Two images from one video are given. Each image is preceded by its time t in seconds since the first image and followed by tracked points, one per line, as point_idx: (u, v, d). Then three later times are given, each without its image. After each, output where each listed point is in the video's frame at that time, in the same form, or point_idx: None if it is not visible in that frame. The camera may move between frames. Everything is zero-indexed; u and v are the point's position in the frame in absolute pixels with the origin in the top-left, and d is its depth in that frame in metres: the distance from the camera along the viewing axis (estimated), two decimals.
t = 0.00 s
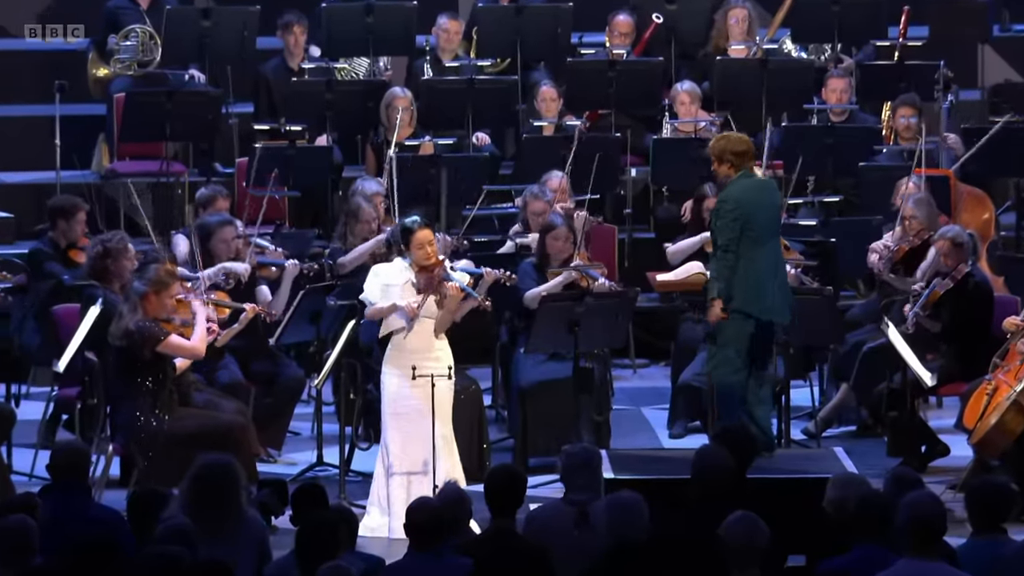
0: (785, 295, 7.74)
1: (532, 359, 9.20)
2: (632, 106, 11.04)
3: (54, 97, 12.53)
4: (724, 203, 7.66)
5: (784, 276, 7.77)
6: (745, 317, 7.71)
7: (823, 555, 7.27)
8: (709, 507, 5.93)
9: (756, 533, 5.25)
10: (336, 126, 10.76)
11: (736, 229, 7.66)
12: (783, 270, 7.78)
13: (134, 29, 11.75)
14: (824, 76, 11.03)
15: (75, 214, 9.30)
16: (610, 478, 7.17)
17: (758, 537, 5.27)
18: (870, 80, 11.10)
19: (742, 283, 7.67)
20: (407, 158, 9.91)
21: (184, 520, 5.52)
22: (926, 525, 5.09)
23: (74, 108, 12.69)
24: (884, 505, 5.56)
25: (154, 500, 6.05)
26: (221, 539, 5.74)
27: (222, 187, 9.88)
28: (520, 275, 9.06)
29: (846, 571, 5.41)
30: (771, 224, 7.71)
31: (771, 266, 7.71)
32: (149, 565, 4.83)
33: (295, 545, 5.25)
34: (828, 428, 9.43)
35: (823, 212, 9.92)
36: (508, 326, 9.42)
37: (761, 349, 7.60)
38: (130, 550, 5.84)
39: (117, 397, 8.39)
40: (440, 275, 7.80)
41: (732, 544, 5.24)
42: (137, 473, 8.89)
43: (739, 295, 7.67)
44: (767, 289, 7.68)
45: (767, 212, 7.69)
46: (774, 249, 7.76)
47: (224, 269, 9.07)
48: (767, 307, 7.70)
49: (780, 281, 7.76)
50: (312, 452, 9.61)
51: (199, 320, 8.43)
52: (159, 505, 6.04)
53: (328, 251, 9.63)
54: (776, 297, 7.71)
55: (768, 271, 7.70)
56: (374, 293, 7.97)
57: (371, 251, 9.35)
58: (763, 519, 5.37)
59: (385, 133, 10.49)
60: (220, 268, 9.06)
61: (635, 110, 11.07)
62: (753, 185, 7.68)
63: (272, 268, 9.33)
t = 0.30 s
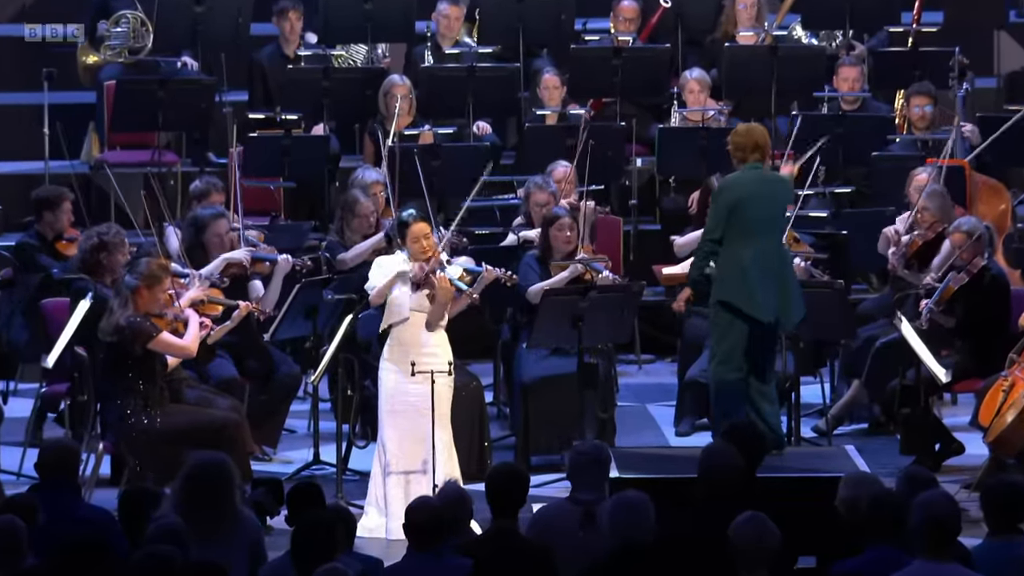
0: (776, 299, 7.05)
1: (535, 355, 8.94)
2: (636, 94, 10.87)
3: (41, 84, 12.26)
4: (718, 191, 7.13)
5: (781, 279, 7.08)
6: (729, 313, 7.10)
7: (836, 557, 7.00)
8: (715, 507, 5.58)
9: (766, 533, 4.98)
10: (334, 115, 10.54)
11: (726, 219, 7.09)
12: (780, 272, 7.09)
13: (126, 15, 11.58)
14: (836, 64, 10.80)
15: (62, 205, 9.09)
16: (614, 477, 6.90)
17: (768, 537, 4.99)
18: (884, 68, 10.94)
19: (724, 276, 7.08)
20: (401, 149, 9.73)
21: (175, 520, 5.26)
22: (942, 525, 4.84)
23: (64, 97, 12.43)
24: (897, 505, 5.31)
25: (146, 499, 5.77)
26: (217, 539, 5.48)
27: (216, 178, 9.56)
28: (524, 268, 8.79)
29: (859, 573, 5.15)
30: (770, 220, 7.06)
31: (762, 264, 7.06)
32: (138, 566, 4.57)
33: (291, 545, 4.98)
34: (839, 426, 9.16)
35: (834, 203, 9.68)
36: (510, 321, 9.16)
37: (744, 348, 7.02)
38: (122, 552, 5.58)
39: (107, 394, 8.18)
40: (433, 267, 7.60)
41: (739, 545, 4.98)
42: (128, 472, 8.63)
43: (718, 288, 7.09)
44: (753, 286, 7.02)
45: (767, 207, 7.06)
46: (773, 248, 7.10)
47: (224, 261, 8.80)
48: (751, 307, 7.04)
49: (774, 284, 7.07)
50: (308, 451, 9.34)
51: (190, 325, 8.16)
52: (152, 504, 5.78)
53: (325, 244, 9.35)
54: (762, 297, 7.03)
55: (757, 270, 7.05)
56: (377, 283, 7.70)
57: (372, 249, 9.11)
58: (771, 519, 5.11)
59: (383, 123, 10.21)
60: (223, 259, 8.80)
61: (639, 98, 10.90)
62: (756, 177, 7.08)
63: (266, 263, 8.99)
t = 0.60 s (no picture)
0: (770, 300, 6.80)
1: (538, 351, 8.68)
2: (643, 82, 10.64)
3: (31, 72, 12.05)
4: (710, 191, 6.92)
5: (775, 281, 6.82)
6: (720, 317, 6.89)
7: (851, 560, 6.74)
8: (724, 507, 5.33)
9: (776, 535, 4.71)
10: (330, 103, 10.49)
11: (718, 218, 6.87)
12: (775, 272, 6.82)
13: (116, 2, 11.35)
14: (849, 51, 10.57)
15: (51, 197, 8.85)
16: (620, 477, 6.66)
17: (778, 539, 4.72)
18: (898, 56, 10.70)
19: (714, 278, 6.87)
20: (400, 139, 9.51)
21: (167, 520, 5.00)
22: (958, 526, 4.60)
23: (55, 86, 12.22)
24: (913, 505, 5.07)
25: (140, 498, 5.50)
26: (212, 541, 5.23)
27: (211, 170, 9.24)
28: (526, 259, 8.52)
29: None
30: (763, 219, 6.81)
31: (755, 264, 6.81)
32: (129, 568, 4.34)
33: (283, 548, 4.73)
34: (852, 424, 8.89)
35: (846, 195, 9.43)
36: (512, 316, 8.88)
37: (738, 349, 6.79)
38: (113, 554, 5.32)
39: (98, 391, 7.90)
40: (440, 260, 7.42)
41: (746, 547, 4.72)
42: (119, 472, 8.36)
43: (707, 291, 6.88)
44: (745, 286, 6.79)
45: (760, 205, 6.81)
46: (768, 248, 6.83)
47: (221, 249, 8.55)
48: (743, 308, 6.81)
49: (769, 285, 6.81)
50: (305, 450, 9.07)
51: (188, 308, 7.94)
52: (145, 503, 5.51)
53: (323, 236, 9.11)
54: (752, 299, 6.79)
55: (749, 270, 6.81)
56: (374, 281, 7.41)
57: (372, 242, 8.89)
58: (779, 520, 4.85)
59: (382, 109, 10.10)
60: (219, 249, 8.54)
61: (646, 87, 10.67)
62: (748, 174, 6.83)
63: (263, 257, 8.79)
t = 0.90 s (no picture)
0: (769, 297, 6.76)
1: (541, 346, 8.43)
2: (649, 70, 10.43)
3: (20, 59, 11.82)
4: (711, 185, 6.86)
5: (775, 277, 6.78)
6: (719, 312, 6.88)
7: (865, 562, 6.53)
8: (726, 509, 5.19)
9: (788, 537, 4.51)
10: (328, 91, 10.36)
11: (718, 213, 6.82)
12: (776, 268, 6.79)
13: None
14: (861, 37, 10.36)
15: (38, 187, 8.60)
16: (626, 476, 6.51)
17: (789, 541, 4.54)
18: (911, 41, 10.48)
19: (713, 273, 6.85)
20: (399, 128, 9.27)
21: (160, 522, 4.77)
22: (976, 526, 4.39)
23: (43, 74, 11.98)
24: (931, 504, 4.84)
25: (131, 498, 5.24)
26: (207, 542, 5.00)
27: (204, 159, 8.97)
28: (528, 256, 8.27)
29: None
30: (764, 213, 6.75)
31: (755, 260, 6.77)
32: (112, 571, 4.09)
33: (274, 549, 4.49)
34: (864, 422, 8.63)
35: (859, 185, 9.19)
36: (515, 311, 8.61)
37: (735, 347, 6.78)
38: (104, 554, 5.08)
39: (89, 387, 7.62)
40: (441, 253, 7.09)
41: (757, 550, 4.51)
42: (110, 471, 8.10)
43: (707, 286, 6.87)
44: (744, 282, 6.76)
45: (762, 201, 6.75)
46: (769, 243, 6.79)
47: (213, 239, 8.32)
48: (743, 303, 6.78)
49: (769, 280, 6.77)
50: (301, 449, 8.81)
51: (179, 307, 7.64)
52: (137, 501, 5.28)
53: (320, 229, 8.87)
54: (750, 296, 6.76)
55: (750, 265, 6.77)
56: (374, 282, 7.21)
57: (371, 234, 8.67)
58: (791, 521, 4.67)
59: (381, 98, 9.84)
60: (211, 237, 8.31)
61: (653, 75, 10.45)
62: (749, 169, 6.77)
63: (258, 250, 8.49)
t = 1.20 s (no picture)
0: (775, 286, 6.53)
1: (544, 342, 8.20)
2: (657, 59, 10.27)
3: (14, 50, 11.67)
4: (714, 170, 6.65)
5: (781, 266, 6.55)
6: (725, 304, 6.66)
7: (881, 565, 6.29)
8: (735, 508, 5.07)
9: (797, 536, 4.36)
10: (327, 81, 10.21)
11: (721, 199, 6.61)
12: (780, 255, 6.56)
13: None
14: (874, 25, 10.19)
15: (26, 177, 8.43)
16: (633, 475, 6.35)
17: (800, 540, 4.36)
18: (925, 30, 10.30)
19: (718, 263, 6.64)
20: (399, 119, 9.08)
21: (156, 522, 4.66)
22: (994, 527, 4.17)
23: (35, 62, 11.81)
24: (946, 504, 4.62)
25: (124, 498, 5.05)
26: (202, 539, 4.88)
27: (201, 151, 8.72)
28: (531, 248, 8.05)
29: None
30: (767, 199, 6.53)
31: (757, 245, 6.55)
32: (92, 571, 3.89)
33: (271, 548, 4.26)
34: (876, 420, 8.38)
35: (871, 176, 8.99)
36: (518, 306, 8.38)
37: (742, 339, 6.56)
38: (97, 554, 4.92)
39: (80, 385, 7.41)
40: (442, 251, 6.89)
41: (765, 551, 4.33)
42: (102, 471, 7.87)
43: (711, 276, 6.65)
44: (746, 269, 6.55)
45: (766, 186, 6.54)
46: (776, 231, 6.57)
47: (211, 241, 8.05)
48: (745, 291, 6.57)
49: (773, 267, 6.55)
50: (298, 447, 8.58)
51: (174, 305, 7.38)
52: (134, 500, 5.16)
53: (320, 221, 8.61)
54: (755, 286, 6.54)
55: (753, 251, 6.56)
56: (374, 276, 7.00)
57: (373, 229, 8.39)
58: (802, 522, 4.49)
59: (380, 88, 9.67)
60: (209, 241, 8.03)
61: (660, 64, 10.30)
62: (753, 153, 6.56)
63: (255, 244, 8.26)
